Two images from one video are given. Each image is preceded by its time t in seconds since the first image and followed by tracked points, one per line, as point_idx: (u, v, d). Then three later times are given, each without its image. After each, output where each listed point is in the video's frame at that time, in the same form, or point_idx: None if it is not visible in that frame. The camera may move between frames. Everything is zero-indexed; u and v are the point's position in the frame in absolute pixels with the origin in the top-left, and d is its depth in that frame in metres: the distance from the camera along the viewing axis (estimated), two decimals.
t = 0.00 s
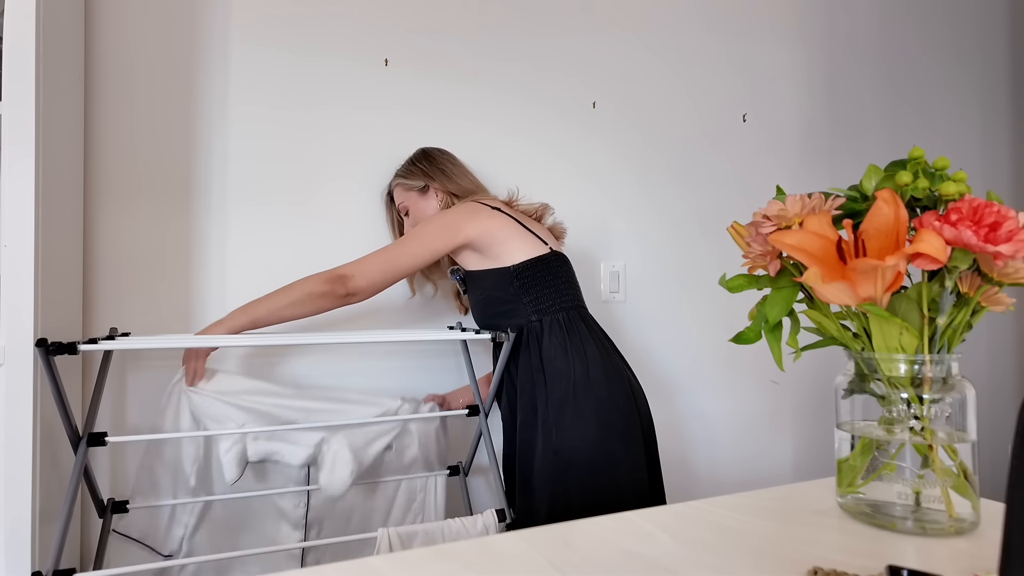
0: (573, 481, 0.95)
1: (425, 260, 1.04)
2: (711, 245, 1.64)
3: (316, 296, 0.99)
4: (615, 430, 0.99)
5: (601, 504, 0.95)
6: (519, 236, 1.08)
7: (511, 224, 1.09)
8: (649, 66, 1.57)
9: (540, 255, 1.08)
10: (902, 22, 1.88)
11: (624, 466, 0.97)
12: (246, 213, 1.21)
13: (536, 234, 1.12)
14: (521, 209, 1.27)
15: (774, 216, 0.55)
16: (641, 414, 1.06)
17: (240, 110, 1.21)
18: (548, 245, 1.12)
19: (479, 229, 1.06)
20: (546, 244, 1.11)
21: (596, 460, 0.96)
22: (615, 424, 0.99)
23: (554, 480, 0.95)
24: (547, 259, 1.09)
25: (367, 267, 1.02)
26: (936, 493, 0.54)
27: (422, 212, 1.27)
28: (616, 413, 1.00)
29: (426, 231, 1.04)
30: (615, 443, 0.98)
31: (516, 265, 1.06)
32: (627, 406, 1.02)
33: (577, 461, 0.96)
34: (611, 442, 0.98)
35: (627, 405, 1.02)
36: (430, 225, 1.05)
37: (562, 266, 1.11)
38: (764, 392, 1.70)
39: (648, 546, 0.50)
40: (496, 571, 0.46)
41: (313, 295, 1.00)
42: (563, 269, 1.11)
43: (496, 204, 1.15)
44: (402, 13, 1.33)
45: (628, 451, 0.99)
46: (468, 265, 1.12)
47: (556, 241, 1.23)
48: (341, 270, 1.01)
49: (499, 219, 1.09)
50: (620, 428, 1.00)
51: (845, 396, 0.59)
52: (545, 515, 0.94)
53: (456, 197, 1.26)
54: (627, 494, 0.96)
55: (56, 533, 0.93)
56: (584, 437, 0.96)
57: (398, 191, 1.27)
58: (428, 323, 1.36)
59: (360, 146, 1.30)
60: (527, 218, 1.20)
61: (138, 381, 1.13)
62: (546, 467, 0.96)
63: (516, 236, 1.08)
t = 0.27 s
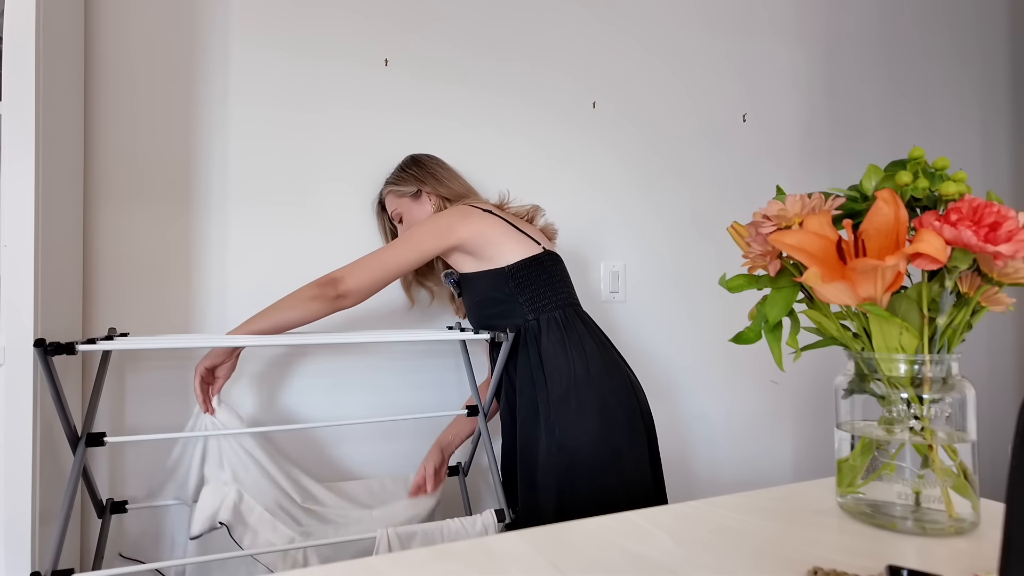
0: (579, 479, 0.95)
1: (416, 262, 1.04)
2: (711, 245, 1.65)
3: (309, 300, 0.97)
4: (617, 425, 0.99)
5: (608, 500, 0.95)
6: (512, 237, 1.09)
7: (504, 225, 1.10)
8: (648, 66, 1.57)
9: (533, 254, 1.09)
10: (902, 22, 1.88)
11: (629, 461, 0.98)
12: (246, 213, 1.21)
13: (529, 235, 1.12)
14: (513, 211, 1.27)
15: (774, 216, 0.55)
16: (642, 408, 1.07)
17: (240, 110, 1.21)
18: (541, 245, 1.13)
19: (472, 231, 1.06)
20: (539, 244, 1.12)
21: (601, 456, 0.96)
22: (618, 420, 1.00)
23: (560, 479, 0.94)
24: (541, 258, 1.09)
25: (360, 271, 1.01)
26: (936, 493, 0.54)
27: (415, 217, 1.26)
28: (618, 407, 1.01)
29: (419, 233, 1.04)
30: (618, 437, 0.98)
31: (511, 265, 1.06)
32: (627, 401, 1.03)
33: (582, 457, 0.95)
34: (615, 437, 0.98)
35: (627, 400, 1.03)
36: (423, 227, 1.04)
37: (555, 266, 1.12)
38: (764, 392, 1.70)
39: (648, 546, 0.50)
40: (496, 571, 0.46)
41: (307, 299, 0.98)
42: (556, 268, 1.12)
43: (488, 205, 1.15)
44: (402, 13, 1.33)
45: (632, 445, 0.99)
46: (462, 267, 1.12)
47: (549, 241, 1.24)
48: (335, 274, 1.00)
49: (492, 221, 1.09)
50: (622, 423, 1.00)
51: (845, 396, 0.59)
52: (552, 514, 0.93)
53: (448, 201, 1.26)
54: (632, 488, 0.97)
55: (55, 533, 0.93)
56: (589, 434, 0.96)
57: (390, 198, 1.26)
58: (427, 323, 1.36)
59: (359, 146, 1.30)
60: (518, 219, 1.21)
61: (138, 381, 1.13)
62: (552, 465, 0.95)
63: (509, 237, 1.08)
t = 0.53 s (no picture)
0: (580, 478, 0.95)
1: (414, 262, 1.04)
2: (711, 244, 1.65)
3: (307, 301, 0.97)
4: (617, 423, 0.99)
5: (609, 499, 0.95)
6: (509, 237, 1.09)
7: (500, 225, 1.10)
8: (649, 66, 1.57)
9: (531, 254, 1.09)
10: (902, 22, 1.88)
11: (629, 459, 0.98)
12: (246, 214, 1.21)
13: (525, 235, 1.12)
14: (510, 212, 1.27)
15: (774, 216, 0.55)
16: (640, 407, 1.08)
17: (241, 111, 1.21)
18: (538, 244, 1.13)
19: (469, 231, 1.06)
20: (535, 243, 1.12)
21: (602, 454, 0.96)
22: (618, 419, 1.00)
23: (561, 478, 0.95)
24: (539, 258, 1.09)
25: (357, 271, 1.01)
26: (936, 493, 0.54)
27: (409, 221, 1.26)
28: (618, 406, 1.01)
29: (416, 233, 1.04)
30: (618, 436, 0.99)
31: (508, 265, 1.06)
32: (627, 399, 1.03)
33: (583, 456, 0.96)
34: (615, 436, 0.98)
35: (626, 398, 1.03)
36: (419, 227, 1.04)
37: (552, 265, 1.12)
38: (764, 391, 1.70)
39: (647, 546, 0.50)
40: (495, 571, 0.46)
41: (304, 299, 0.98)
42: (553, 267, 1.12)
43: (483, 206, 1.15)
44: (402, 12, 1.33)
45: (632, 443, 1.00)
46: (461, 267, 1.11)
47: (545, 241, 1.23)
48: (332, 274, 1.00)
49: (488, 221, 1.09)
50: (622, 421, 1.01)
51: (845, 396, 0.59)
52: (553, 513, 0.94)
53: (443, 204, 1.25)
54: (633, 486, 0.97)
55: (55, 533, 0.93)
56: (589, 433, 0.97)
57: (383, 204, 1.26)
58: (427, 323, 1.36)
59: (359, 146, 1.30)
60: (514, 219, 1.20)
61: (138, 381, 1.13)
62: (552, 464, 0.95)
63: (506, 237, 1.08)
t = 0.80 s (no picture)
0: (581, 479, 0.95)
1: (415, 262, 1.04)
2: (711, 244, 1.65)
3: (307, 302, 0.97)
4: (618, 423, 0.99)
5: (609, 499, 0.95)
6: (509, 237, 1.09)
7: (500, 224, 1.10)
8: (649, 66, 1.57)
9: (531, 254, 1.09)
10: (902, 22, 1.88)
11: (629, 459, 0.98)
12: (246, 215, 1.21)
13: (526, 235, 1.12)
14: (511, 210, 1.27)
15: (774, 216, 0.55)
16: (641, 407, 1.08)
17: (241, 111, 1.21)
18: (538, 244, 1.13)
19: (469, 230, 1.06)
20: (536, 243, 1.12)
21: (603, 454, 0.96)
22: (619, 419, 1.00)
23: (562, 479, 0.94)
24: (539, 258, 1.09)
25: (357, 272, 1.01)
26: (936, 493, 0.54)
27: (409, 218, 1.25)
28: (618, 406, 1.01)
29: (416, 233, 1.04)
30: (619, 436, 0.99)
31: (509, 265, 1.06)
32: (627, 399, 1.03)
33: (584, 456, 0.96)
34: (615, 436, 0.98)
35: (626, 398, 1.03)
36: (420, 227, 1.04)
37: (553, 265, 1.12)
38: (764, 391, 1.70)
39: (648, 546, 0.50)
40: (495, 571, 0.46)
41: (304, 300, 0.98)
42: (554, 267, 1.12)
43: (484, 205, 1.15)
44: (402, 12, 1.33)
45: (632, 443, 1.00)
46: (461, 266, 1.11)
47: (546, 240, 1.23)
48: (331, 275, 1.00)
49: (488, 220, 1.09)
50: (623, 421, 1.00)
51: (845, 396, 0.59)
52: (553, 513, 0.94)
53: (443, 200, 1.25)
54: (633, 487, 0.97)
55: (55, 534, 0.93)
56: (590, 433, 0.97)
57: (382, 201, 1.26)
58: (427, 323, 1.36)
59: (359, 146, 1.30)
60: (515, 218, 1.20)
61: (138, 381, 1.13)
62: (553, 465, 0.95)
63: (506, 236, 1.08)
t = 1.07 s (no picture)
0: (581, 479, 0.95)
1: (416, 263, 1.04)
2: (711, 244, 1.65)
3: (308, 304, 0.98)
4: (618, 424, 0.99)
5: (609, 500, 0.95)
6: (511, 236, 1.09)
7: (502, 224, 1.09)
8: (649, 66, 1.57)
9: (533, 254, 1.09)
10: (902, 22, 1.88)
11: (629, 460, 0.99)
12: (246, 215, 1.21)
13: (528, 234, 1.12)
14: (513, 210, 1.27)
15: (774, 216, 0.55)
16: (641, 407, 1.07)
17: (241, 110, 1.21)
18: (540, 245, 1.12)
19: (471, 231, 1.06)
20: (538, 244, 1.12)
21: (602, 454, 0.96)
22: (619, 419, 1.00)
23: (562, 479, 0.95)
24: (541, 258, 1.09)
25: (359, 273, 1.01)
26: (936, 493, 0.54)
27: (413, 218, 1.25)
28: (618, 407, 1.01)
29: (418, 233, 1.04)
30: (619, 436, 0.99)
31: (510, 265, 1.06)
32: (627, 400, 1.03)
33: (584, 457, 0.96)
34: (615, 436, 0.98)
35: (627, 398, 1.03)
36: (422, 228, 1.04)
37: (554, 266, 1.12)
38: (764, 391, 1.70)
39: (648, 546, 0.50)
40: (495, 571, 0.46)
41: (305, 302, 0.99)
42: (555, 268, 1.12)
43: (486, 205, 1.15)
44: (402, 12, 1.33)
45: (632, 444, 1.00)
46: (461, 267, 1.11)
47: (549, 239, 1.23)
48: (333, 276, 1.01)
49: (490, 220, 1.09)
50: (623, 421, 1.00)
51: (845, 396, 0.59)
52: (552, 514, 0.94)
53: (446, 200, 1.25)
54: (633, 487, 0.97)
55: (55, 534, 0.92)
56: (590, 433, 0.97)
57: (387, 201, 1.25)
58: (427, 323, 1.36)
59: (359, 146, 1.30)
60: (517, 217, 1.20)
61: (138, 381, 1.13)
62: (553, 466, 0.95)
63: (508, 236, 1.08)
